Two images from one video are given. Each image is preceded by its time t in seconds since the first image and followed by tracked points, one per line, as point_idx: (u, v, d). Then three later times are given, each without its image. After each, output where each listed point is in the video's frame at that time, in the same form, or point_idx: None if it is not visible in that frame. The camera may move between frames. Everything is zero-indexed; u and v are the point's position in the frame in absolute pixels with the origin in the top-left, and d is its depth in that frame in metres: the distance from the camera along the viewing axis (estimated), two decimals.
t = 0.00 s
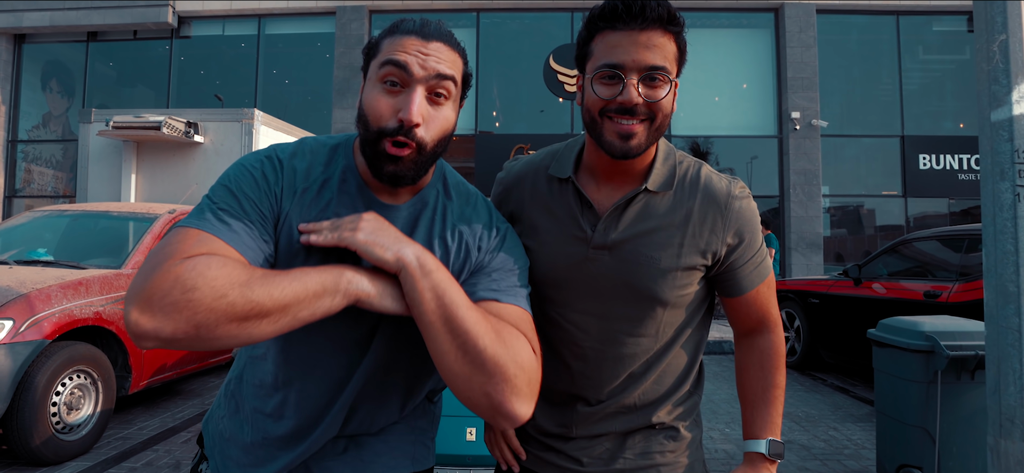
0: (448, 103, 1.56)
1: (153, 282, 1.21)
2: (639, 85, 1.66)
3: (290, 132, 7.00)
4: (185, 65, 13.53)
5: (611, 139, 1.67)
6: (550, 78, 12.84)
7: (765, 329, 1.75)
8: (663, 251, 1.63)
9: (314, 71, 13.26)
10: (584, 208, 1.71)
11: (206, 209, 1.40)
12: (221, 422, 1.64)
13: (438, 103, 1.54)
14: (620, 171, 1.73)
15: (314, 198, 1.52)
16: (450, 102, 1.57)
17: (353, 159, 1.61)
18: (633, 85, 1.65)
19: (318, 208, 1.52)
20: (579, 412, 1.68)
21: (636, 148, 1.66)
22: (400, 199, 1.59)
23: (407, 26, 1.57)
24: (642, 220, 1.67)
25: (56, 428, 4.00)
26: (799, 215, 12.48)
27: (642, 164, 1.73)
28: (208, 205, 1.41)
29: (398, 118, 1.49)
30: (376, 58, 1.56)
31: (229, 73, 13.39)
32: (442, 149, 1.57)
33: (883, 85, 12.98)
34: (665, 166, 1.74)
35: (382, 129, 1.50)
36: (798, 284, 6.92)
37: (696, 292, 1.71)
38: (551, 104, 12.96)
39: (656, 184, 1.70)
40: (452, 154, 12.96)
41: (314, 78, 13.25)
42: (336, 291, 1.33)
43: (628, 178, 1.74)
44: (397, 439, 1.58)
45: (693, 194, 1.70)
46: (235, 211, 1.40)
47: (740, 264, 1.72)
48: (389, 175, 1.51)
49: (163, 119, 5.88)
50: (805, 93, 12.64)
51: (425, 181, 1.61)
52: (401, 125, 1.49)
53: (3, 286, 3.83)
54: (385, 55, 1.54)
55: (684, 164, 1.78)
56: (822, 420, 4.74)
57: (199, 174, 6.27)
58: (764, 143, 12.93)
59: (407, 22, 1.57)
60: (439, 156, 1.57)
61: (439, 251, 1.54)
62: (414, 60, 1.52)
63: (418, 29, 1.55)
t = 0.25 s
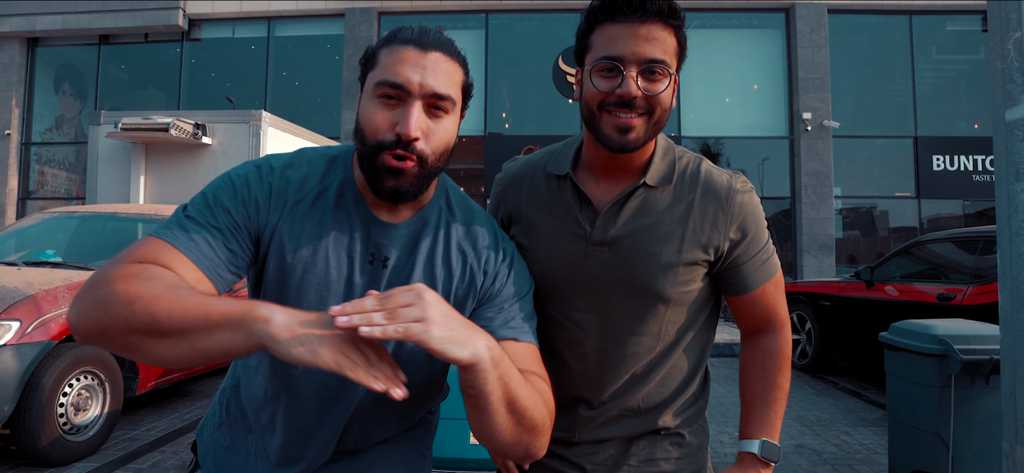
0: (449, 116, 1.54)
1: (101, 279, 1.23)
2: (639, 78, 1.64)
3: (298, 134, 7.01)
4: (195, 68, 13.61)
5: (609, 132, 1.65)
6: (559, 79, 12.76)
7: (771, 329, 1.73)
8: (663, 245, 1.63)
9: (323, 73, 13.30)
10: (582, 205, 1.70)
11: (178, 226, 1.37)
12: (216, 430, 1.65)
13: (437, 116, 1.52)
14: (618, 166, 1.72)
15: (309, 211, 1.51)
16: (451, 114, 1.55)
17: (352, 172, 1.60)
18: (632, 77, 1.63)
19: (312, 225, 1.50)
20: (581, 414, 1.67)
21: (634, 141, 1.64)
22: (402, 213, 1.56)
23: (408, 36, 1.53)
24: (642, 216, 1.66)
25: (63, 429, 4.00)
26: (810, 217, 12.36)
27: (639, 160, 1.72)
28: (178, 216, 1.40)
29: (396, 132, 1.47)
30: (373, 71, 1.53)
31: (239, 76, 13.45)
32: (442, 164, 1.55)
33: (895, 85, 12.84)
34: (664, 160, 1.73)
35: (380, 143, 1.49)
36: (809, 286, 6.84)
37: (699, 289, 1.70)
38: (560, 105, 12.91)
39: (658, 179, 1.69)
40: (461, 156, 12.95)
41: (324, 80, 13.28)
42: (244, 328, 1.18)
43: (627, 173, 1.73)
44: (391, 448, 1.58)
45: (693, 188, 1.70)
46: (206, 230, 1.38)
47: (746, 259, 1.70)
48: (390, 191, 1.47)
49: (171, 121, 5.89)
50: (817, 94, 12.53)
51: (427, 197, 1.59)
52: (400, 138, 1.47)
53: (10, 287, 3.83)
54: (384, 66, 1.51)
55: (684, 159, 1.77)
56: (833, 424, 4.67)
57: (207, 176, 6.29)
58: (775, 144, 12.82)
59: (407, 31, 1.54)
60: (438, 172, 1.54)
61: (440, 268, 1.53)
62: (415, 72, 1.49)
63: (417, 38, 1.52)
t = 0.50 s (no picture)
0: (438, 130, 1.60)
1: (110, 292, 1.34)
2: (636, 57, 1.71)
3: (307, 136, 7.02)
4: (207, 70, 13.70)
5: (609, 112, 1.72)
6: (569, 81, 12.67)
7: (773, 326, 1.68)
8: (667, 232, 1.69)
9: (334, 76, 13.35)
10: (588, 197, 1.77)
11: (168, 249, 1.41)
12: (211, 441, 1.68)
13: (427, 130, 1.58)
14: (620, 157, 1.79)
15: (299, 225, 1.58)
16: (440, 127, 1.61)
17: (341, 187, 1.67)
18: (630, 56, 1.70)
19: (300, 240, 1.56)
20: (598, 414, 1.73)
21: (634, 119, 1.71)
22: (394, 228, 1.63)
23: (394, 52, 1.59)
24: (644, 209, 1.72)
25: (70, 431, 4.01)
26: (823, 219, 12.24)
27: (643, 147, 1.79)
28: (172, 241, 1.44)
29: (385, 147, 1.53)
30: (361, 86, 1.58)
31: (250, 78, 13.50)
32: (434, 178, 1.61)
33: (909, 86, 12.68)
34: (664, 151, 1.81)
35: (370, 157, 1.54)
36: (822, 289, 6.76)
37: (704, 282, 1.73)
38: (570, 107, 12.86)
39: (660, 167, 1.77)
40: (471, 158, 12.93)
41: (334, 82, 13.32)
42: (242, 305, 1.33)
43: (629, 163, 1.80)
44: (388, 458, 1.64)
45: (693, 179, 1.76)
46: (198, 252, 1.43)
47: (748, 253, 1.70)
48: (381, 205, 1.54)
49: (181, 123, 5.92)
50: (829, 95, 12.41)
51: (417, 212, 1.66)
52: (389, 153, 1.53)
53: (19, 289, 3.85)
54: (371, 81, 1.56)
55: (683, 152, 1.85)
56: (846, 429, 4.60)
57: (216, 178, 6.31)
58: (787, 146, 12.70)
59: (394, 44, 1.59)
60: (429, 185, 1.60)
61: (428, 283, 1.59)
62: (404, 85, 1.55)
63: (404, 52, 1.58)
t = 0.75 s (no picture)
0: (406, 106, 1.58)
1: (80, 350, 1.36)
2: (613, 52, 1.73)
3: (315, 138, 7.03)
4: (218, 74, 13.78)
5: (592, 110, 1.72)
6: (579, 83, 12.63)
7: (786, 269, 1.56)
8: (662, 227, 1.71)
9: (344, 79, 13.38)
10: (581, 193, 1.80)
11: (156, 244, 1.47)
12: (199, 435, 1.69)
13: (395, 107, 1.56)
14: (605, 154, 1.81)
15: (268, 204, 1.56)
16: (407, 103, 1.59)
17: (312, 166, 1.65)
18: (608, 51, 1.72)
19: (268, 218, 1.54)
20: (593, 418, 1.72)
21: (617, 117, 1.71)
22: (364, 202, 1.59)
23: (354, 30, 1.56)
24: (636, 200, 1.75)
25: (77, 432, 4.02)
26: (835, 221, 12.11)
27: (629, 144, 1.82)
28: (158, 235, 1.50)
29: (357, 125, 1.51)
30: (326, 66, 1.55)
31: (260, 81, 13.56)
32: (406, 151, 1.61)
33: (923, 87, 12.54)
34: (651, 145, 1.83)
35: (342, 135, 1.52)
36: (834, 292, 6.68)
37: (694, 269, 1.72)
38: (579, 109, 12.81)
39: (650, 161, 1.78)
40: (482, 161, 12.91)
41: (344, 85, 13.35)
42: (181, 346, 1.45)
43: (617, 160, 1.83)
44: (371, 454, 1.62)
45: (681, 170, 1.78)
46: (180, 245, 1.47)
47: (742, 224, 1.67)
48: (355, 180, 1.51)
49: (189, 126, 5.94)
50: (841, 96, 12.28)
51: (386, 189, 1.61)
52: (361, 131, 1.52)
53: (26, 291, 3.86)
54: (335, 61, 1.54)
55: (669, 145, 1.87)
56: (858, 434, 4.52)
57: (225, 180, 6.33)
58: (799, 148, 12.58)
59: (356, 24, 1.57)
60: (400, 158, 1.60)
61: (392, 265, 1.52)
62: (369, 65, 1.51)
63: (367, 31, 1.55)
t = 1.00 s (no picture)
0: (366, 94, 1.62)
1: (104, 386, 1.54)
2: (609, 63, 1.72)
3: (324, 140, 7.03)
4: (230, 77, 13.87)
5: (588, 129, 1.72)
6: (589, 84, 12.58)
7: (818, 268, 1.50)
8: (661, 242, 1.66)
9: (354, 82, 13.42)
10: (577, 213, 1.76)
11: (137, 265, 1.55)
12: (187, 435, 1.71)
13: (355, 95, 1.60)
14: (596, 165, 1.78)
15: (234, 200, 1.59)
16: (367, 90, 1.62)
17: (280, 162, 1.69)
18: (603, 62, 1.71)
19: (233, 216, 1.56)
20: (595, 431, 1.71)
21: (611, 136, 1.71)
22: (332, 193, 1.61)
23: (316, 21, 1.60)
24: (635, 212, 1.71)
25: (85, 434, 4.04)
26: (848, 223, 11.99)
27: (625, 157, 1.80)
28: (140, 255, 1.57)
29: (318, 115, 1.55)
30: (286, 58, 1.59)
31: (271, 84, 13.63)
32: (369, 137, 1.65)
33: (937, 87, 12.39)
34: (649, 155, 1.82)
35: (304, 124, 1.56)
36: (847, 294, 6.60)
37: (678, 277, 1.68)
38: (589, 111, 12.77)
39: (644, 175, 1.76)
40: (492, 163, 12.90)
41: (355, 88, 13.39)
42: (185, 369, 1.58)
43: (614, 173, 1.80)
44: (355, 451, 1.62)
45: (679, 180, 1.75)
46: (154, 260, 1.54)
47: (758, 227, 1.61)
48: (321, 169, 1.55)
49: (198, 128, 5.95)
50: (854, 98, 12.16)
51: (353, 177, 1.63)
52: (323, 120, 1.55)
53: (34, 293, 3.87)
54: (295, 53, 1.58)
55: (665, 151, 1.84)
56: (871, 439, 4.46)
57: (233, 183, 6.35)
58: (812, 149, 12.47)
59: (312, 15, 1.61)
60: (365, 146, 1.64)
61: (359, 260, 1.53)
62: (327, 56, 1.55)
63: (324, 21, 1.59)
